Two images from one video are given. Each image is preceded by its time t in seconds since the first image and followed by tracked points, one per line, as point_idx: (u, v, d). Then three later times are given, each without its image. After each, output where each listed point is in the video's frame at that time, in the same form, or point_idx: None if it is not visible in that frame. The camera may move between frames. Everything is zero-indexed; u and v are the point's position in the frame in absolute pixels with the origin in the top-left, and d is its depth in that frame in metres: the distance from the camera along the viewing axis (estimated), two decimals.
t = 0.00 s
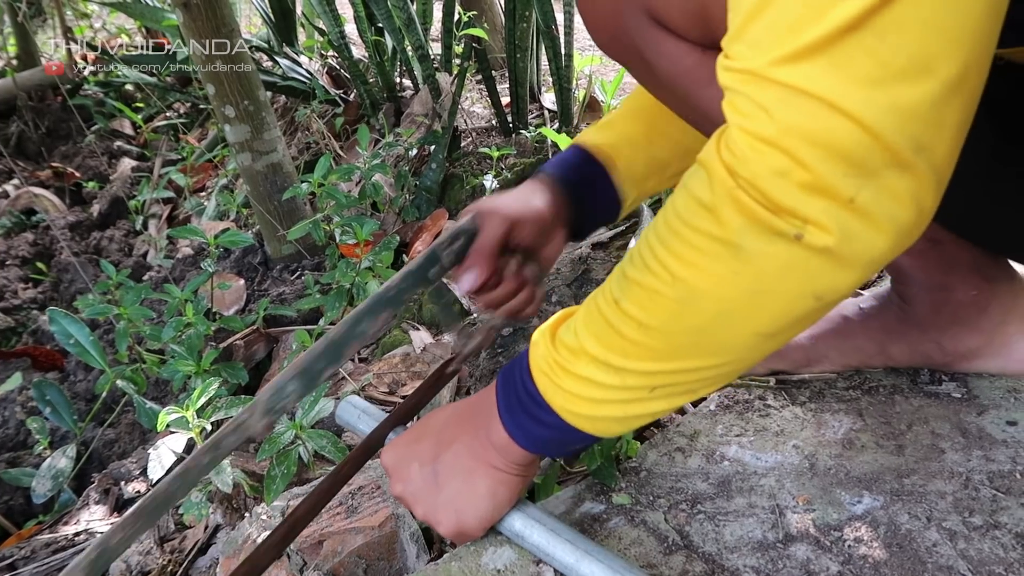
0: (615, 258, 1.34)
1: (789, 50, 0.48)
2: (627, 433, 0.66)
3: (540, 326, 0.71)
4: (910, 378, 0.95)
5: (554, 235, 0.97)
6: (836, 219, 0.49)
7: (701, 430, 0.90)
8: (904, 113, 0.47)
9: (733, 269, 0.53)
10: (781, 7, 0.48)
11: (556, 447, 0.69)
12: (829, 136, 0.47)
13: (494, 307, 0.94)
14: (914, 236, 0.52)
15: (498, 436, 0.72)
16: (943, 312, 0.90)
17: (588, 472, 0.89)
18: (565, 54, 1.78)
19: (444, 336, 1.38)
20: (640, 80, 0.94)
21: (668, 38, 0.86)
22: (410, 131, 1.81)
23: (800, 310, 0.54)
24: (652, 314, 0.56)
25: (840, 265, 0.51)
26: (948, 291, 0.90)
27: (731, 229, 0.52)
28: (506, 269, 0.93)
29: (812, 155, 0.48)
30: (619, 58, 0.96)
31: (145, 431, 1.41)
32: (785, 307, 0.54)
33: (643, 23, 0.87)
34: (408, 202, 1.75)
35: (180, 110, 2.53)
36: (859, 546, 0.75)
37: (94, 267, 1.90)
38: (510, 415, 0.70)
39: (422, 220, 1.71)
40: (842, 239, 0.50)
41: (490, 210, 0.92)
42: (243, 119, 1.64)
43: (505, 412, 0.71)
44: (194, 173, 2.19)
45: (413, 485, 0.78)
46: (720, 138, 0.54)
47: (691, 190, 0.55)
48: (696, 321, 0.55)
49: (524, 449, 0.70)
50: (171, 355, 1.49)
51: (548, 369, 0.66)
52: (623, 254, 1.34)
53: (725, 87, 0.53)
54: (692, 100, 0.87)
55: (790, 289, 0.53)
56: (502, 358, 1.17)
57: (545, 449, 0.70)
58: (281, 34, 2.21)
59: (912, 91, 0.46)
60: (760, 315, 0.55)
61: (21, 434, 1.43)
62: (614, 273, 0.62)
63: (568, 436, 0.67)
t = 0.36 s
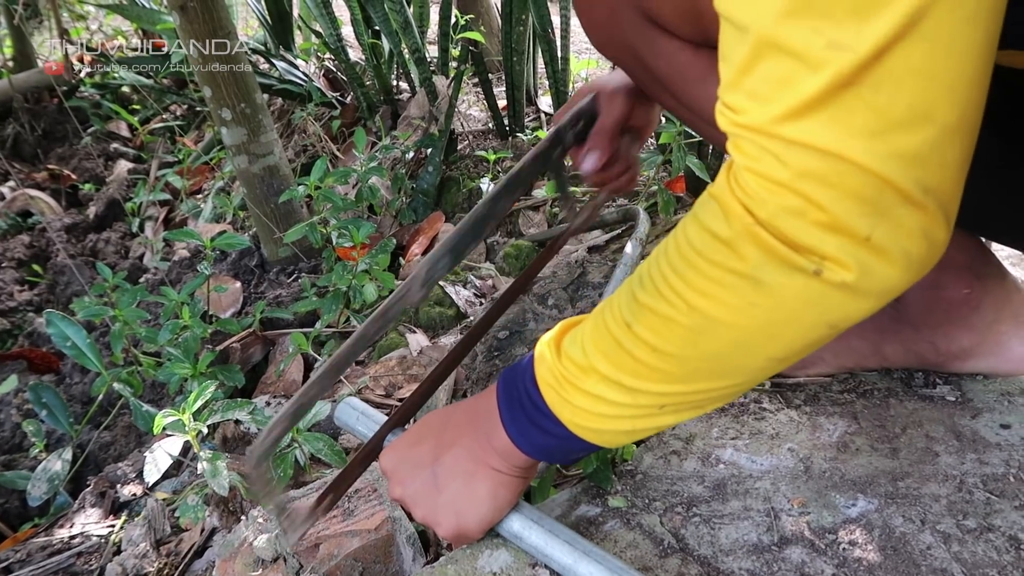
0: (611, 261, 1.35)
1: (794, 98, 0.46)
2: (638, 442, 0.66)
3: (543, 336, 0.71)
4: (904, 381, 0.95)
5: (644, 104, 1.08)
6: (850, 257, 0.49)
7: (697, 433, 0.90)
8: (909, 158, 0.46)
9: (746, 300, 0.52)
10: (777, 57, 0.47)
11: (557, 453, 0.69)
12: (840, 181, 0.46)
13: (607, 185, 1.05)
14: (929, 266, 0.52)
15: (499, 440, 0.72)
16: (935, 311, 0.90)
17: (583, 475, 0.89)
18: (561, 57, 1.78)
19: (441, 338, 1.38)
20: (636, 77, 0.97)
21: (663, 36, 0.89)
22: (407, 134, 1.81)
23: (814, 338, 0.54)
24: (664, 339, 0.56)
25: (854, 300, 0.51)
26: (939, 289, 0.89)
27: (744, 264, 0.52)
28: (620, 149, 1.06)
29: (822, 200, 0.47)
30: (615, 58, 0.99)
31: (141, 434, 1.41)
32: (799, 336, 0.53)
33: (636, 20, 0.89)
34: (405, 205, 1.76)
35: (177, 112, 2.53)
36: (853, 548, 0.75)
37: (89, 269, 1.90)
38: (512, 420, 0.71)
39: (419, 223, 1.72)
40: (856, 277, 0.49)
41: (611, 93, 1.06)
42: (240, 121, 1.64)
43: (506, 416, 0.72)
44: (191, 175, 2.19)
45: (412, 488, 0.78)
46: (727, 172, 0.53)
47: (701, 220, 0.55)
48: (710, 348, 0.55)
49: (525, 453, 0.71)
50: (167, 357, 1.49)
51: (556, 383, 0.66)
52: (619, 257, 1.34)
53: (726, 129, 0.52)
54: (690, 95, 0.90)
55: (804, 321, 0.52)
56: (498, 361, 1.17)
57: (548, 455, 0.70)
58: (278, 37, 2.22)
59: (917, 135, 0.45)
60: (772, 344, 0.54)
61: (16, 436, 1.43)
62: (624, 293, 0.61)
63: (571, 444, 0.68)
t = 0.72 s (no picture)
0: (613, 263, 1.35)
1: (774, 91, 0.46)
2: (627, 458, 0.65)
3: (544, 347, 0.70)
4: (906, 385, 0.95)
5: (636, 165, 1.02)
6: (834, 263, 0.47)
7: (700, 435, 0.90)
8: (893, 155, 0.44)
9: (729, 304, 0.51)
10: (763, 51, 0.46)
11: (549, 466, 0.69)
12: (819, 179, 0.45)
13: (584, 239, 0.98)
14: (924, 279, 0.49)
15: (493, 451, 0.72)
16: (938, 316, 0.90)
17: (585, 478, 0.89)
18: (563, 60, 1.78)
19: (443, 341, 1.38)
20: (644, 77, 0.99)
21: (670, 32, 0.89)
22: (410, 137, 1.81)
23: (800, 351, 0.52)
24: (648, 342, 0.56)
25: (839, 309, 0.49)
26: (943, 292, 0.89)
27: (726, 264, 0.51)
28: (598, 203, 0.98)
29: (802, 197, 0.46)
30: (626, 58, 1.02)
31: (143, 436, 1.41)
32: (784, 348, 0.52)
33: (645, 19, 0.90)
34: (407, 208, 1.76)
35: (179, 115, 2.53)
36: (857, 551, 0.75)
37: (92, 272, 1.90)
38: (507, 429, 0.70)
39: (421, 225, 1.72)
40: (842, 284, 0.48)
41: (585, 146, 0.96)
42: (242, 124, 1.64)
43: (502, 428, 0.71)
44: (193, 178, 2.20)
45: (403, 487, 0.78)
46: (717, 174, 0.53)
47: (691, 222, 0.54)
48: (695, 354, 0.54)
49: (515, 463, 0.70)
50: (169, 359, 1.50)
51: (547, 392, 0.65)
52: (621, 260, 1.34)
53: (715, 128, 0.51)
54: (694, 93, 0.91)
55: (788, 331, 0.51)
56: (501, 363, 1.18)
57: (539, 468, 0.69)
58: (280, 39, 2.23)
59: (901, 131, 0.44)
60: (758, 354, 0.53)
61: (19, 438, 1.43)
62: (616, 300, 0.61)
63: (562, 457, 0.67)
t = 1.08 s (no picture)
0: (616, 263, 1.35)
1: (785, 81, 0.48)
2: (630, 458, 0.66)
3: (548, 346, 0.71)
4: (910, 384, 0.95)
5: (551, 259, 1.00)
6: (840, 250, 0.49)
7: (703, 435, 0.90)
8: (901, 142, 0.46)
9: (737, 292, 0.53)
10: (774, 43, 0.48)
11: (553, 467, 0.69)
12: (827, 167, 0.47)
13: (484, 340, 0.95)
14: (926, 266, 0.51)
15: (497, 450, 0.72)
16: (943, 317, 0.90)
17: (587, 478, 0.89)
18: (566, 60, 1.78)
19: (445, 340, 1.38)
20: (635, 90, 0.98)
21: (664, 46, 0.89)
22: (411, 137, 1.81)
23: (805, 339, 0.53)
24: (654, 335, 0.57)
25: (844, 296, 0.51)
26: (946, 294, 0.90)
27: (733, 253, 0.52)
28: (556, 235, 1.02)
29: (811, 186, 0.48)
30: (613, 71, 1.00)
31: (145, 436, 1.41)
32: (789, 337, 0.53)
33: (637, 34, 0.91)
34: (409, 207, 1.76)
35: (181, 114, 2.53)
36: (860, 551, 0.75)
37: (94, 271, 1.90)
38: (511, 429, 0.70)
39: (422, 225, 1.72)
40: (849, 271, 0.49)
41: (495, 241, 0.93)
42: (244, 123, 1.64)
43: (507, 425, 0.71)
44: (195, 177, 2.20)
45: (406, 480, 0.78)
46: (726, 165, 0.54)
47: (699, 215, 0.55)
48: (699, 345, 0.56)
49: (519, 463, 0.70)
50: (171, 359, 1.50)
51: (553, 389, 0.66)
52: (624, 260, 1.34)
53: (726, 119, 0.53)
54: (690, 108, 0.91)
55: (793, 318, 0.52)
56: (503, 363, 1.17)
57: (545, 469, 0.69)
58: (282, 39, 2.23)
59: (910, 119, 0.46)
60: (762, 343, 0.54)
61: (21, 437, 1.43)
62: (621, 298, 0.62)
63: (568, 456, 0.68)
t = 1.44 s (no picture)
0: (621, 264, 1.35)
1: (804, 121, 0.46)
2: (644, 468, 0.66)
3: (559, 354, 0.70)
4: (916, 386, 0.95)
5: (604, 207, 0.97)
6: (864, 288, 0.48)
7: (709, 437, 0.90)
8: (925, 180, 0.45)
9: (757, 329, 0.52)
10: (788, 81, 0.47)
11: (566, 474, 0.69)
12: (850, 207, 0.46)
13: (542, 283, 0.95)
14: (950, 296, 0.51)
15: (507, 456, 0.72)
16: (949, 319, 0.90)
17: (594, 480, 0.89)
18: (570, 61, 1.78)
19: (450, 341, 1.38)
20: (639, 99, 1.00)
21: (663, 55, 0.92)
22: (415, 137, 1.81)
23: (829, 370, 0.53)
24: (673, 365, 0.56)
25: (869, 332, 0.50)
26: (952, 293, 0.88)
27: (754, 290, 0.51)
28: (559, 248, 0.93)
29: (834, 228, 0.47)
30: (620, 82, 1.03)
31: (150, 436, 1.41)
32: (813, 369, 0.53)
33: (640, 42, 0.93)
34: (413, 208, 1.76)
35: (184, 115, 2.53)
36: (868, 553, 0.75)
37: (98, 272, 1.91)
38: (522, 436, 0.70)
39: (426, 226, 1.72)
40: (874, 309, 0.49)
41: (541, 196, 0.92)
42: (248, 124, 1.64)
43: (517, 432, 0.71)
44: (199, 178, 2.20)
45: (415, 486, 0.77)
46: (739, 197, 0.53)
47: (714, 245, 0.54)
48: (719, 376, 0.55)
49: (531, 470, 0.70)
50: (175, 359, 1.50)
51: (566, 404, 0.66)
52: (629, 261, 1.34)
53: (738, 155, 0.52)
54: (692, 110, 0.92)
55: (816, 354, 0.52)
56: (508, 364, 1.18)
57: (556, 475, 0.69)
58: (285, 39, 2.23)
59: (933, 157, 0.45)
60: (784, 375, 0.54)
61: (26, 437, 1.43)
62: (634, 319, 0.61)
63: (578, 466, 0.68)
